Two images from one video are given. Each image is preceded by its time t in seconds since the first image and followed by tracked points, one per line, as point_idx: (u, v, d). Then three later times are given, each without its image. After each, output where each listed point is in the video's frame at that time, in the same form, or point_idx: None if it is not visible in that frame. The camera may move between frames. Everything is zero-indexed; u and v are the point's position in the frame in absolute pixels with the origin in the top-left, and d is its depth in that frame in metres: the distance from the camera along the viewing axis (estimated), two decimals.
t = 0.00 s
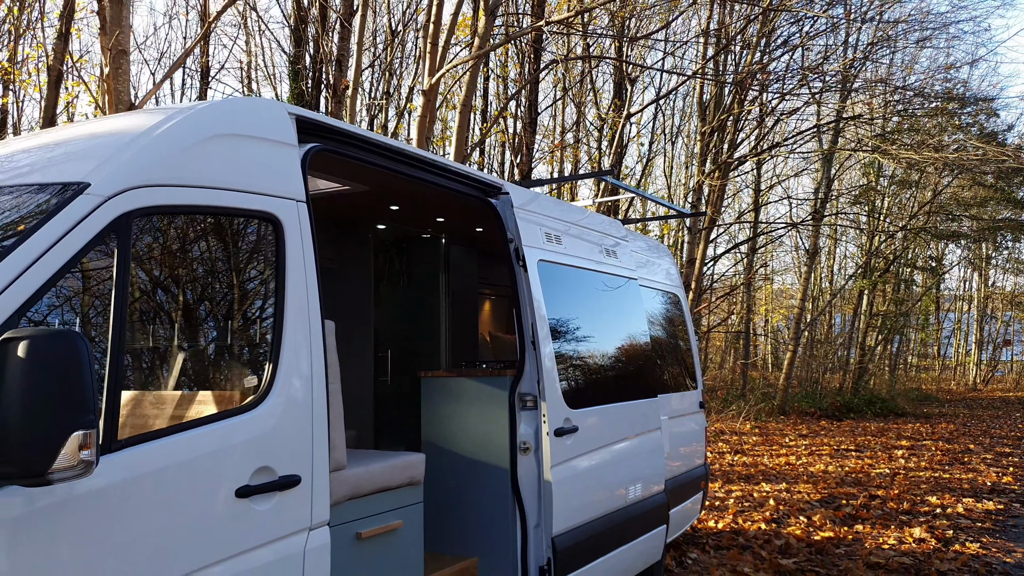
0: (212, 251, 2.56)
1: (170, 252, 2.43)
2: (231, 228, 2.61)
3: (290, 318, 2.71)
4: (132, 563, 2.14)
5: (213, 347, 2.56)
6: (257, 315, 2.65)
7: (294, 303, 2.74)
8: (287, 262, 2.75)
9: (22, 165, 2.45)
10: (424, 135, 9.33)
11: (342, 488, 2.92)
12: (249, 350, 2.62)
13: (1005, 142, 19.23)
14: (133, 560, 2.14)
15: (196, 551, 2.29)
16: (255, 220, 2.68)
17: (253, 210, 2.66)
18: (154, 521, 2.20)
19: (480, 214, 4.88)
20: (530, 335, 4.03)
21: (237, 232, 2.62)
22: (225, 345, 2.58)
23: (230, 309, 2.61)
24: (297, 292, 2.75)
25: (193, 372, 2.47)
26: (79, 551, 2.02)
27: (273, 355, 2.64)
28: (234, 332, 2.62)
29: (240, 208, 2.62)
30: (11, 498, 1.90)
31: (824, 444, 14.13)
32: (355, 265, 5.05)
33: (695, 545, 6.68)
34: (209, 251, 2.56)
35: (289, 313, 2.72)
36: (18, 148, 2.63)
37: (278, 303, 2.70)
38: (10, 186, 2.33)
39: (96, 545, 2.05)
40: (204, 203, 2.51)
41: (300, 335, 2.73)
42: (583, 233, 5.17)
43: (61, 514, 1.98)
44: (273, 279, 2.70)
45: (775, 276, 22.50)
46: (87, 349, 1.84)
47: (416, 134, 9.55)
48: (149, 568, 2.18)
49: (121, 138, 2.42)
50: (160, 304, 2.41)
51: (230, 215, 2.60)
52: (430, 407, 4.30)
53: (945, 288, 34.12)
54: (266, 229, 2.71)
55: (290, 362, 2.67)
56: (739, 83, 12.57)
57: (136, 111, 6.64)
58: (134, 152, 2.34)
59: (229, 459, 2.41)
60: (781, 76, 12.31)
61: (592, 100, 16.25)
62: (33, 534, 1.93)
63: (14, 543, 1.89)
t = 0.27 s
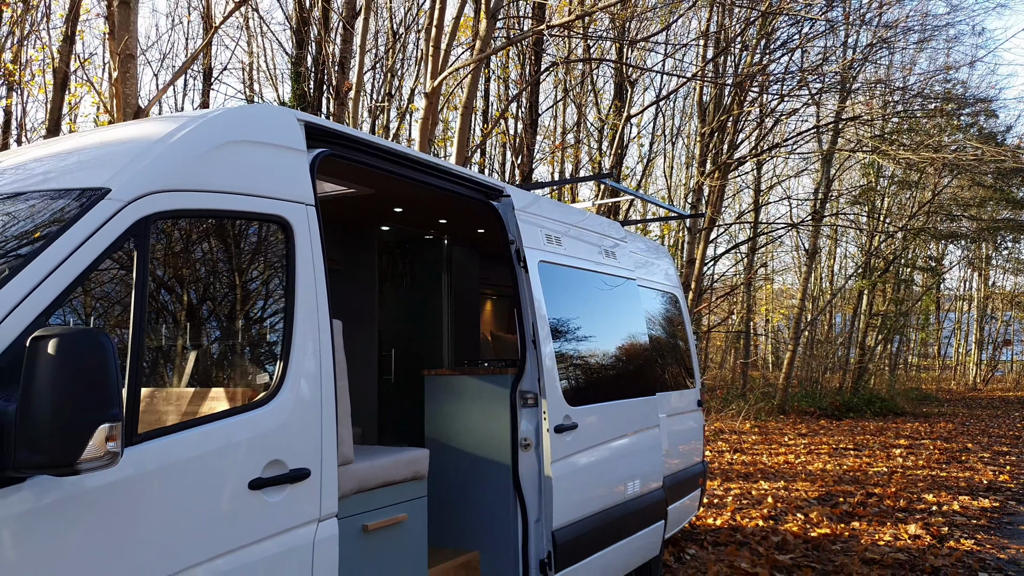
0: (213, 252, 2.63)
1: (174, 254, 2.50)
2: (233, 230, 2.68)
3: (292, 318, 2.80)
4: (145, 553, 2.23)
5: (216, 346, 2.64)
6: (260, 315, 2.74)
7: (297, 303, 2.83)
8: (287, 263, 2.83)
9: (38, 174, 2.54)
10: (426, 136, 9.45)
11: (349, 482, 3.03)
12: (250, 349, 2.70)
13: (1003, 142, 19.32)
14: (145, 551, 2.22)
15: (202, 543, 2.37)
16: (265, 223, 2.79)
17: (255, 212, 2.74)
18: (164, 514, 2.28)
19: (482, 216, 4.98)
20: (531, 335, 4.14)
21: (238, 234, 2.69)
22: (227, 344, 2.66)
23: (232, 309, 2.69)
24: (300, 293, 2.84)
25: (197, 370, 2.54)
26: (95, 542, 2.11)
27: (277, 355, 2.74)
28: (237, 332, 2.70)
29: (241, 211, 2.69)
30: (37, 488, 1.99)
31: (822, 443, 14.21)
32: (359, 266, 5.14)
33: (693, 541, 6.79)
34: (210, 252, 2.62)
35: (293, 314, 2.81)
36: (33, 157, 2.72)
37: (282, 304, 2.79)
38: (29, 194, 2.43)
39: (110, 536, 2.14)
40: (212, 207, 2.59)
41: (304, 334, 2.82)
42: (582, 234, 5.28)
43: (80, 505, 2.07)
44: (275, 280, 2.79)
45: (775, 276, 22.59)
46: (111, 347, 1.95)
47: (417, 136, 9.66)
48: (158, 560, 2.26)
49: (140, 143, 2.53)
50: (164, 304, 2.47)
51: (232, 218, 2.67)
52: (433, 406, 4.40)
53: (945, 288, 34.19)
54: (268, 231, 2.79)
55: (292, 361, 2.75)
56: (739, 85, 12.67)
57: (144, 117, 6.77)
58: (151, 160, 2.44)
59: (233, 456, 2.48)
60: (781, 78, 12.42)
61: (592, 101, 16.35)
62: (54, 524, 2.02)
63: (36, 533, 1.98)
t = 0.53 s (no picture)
0: (215, 252, 2.71)
1: (181, 253, 2.59)
2: (234, 230, 2.76)
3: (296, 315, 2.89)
4: (154, 542, 2.32)
5: (219, 345, 2.72)
6: (263, 313, 2.82)
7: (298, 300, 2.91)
8: (289, 262, 2.92)
9: (53, 179, 2.65)
10: (428, 137, 9.56)
11: (355, 474, 3.13)
12: (252, 346, 2.79)
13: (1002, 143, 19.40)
14: (153, 540, 2.31)
15: (206, 533, 2.46)
16: (273, 224, 2.89)
17: (256, 213, 2.82)
18: (171, 504, 2.37)
19: (483, 217, 5.09)
20: (531, 333, 4.26)
21: (240, 234, 2.78)
22: (230, 343, 2.75)
23: (235, 307, 2.78)
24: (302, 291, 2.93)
25: (205, 365, 2.63)
26: (106, 531, 2.20)
27: (280, 351, 2.82)
28: (239, 331, 2.78)
29: (242, 211, 2.77)
30: (58, 476, 2.10)
31: (821, 441, 14.31)
32: (362, 265, 5.25)
33: (691, 537, 6.90)
34: (212, 252, 2.70)
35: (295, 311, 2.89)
36: (48, 163, 2.83)
37: (285, 301, 2.88)
38: (43, 199, 2.55)
39: (123, 524, 2.24)
40: (218, 208, 2.69)
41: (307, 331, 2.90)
42: (582, 235, 5.39)
43: (95, 495, 2.17)
44: (278, 279, 2.88)
45: (775, 276, 22.69)
46: (132, 340, 2.06)
47: (419, 137, 9.77)
48: (165, 548, 2.35)
49: (157, 148, 2.64)
50: (168, 303, 2.53)
51: (233, 218, 2.75)
52: (434, 403, 4.50)
53: (946, 288, 34.25)
54: (271, 231, 2.88)
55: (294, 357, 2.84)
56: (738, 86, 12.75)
57: (151, 121, 6.92)
58: (165, 166, 2.54)
59: (238, 448, 2.57)
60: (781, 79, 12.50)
61: (593, 101, 16.45)
62: (72, 511, 2.12)
63: (53, 520, 2.07)
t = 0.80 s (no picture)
0: (219, 251, 2.76)
1: (197, 250, 2.68)
2: (235, 229, 2.82)
3: (299, 312, 2.98)
4: (166, 527, 2.41)
5: (222, 342, 2.75)
6: (264, 310, 2.90)
7: (298, 298, 3.00)
8: (290, 261, 3.00)
9: (68, 184, 2.75)
10: (429, 138, 9.68)
11: (361, 465, 3.24)
12: (254, 342, 2.84)
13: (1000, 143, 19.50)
14: (162, 526, 2.40)
15: (212, 522, 2.54)
16: (282, 223, 2.99)
17: (258, 212, 2.89)
18: (182, 493, 2.45)
19: (484, 217, 5.20)
20: (531, 330, 4.37)
21: (242, 233, 2.85)
22: (233, 340, 2.79)
23: (238, 305, 2.83)
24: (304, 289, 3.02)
25: (218, 358, 2.71)
26: (118, 518, 2.28)
27: (281, 348, 2.90)
28: (242, 329, 2.84)
29: (245, 210, 2.85)
30: (82, 463, 2.21)
31: (819, 439, 14.42)
32: (365, 264, 5.36)
33: (689, 531, 7.00)
34: (215, 252, 2.75)
35: (296, 309, 2.98)
36: (64, 166, 2.93)
37: (286, 299, 2.96)
38: (57, 204, 2.66)
39: (134, 511, 2.33)
40: (226, 208, 2.78)
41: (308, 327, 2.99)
42: (581, 234, 5.50)
43: (109, 482, 2.26)
44: (279, 278, 2.96)
45: (775, 275, 22.79)
46: (153, 336, 2.17)
47: (421, 138, 9.89)
48: (172, 535, 2.43)
49: (172, 149, 2.75)
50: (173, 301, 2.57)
51: (233, 218, 2.82)
52: (437, 398, 4.60)
53: (946, 288, 34.35)
54: (274, 231, 2.96)
55: (296, 353, 2.92)
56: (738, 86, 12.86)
57: (158, 124, 7.05)
58: (175, 169, 2.64)
59: (244, 440, 2.65)
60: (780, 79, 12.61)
61: (593, 102, 16.56)
62: (87, 498, 2.22)
63: (69, 507, 2.16)
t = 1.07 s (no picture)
0: (221, 251, 2.83)
1: (214, 251, 2.80)
2: (239, 230, 2.89)
3: (305, 312, 3.07)
4: (180, 518, 2.49)
5: (227, 340, 2.82)
6: (266, 310, 2.97)
7: (301, 298, 3.08)
8: (291, 261, 3.08)
9: (86, 190, 2.86)
10: (433, 140, 9.80)
11: (369, 459, 3.34)
12: (258, 341, 2.92)
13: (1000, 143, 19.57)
14: (175, 519, 2.47)
15: (222, 515, 2.61)
16: (293, 227, 3.10)
17: (270, 215, 3.00)
18: (195, 485, 2.53)
19: (487, 218, 5.30)
20: (533, 328, 4.48)
21: (243, 234, 2.91)
22: (237, 338, 2.86)
23: (241, 304, 2.90)
24: (309, 289, 3.11)
25: (230, 357, 2.81)
26: (133, 510, 2.36)
27: (283, 347, 2.98)
28: (246, 328, 2.92)
29: (256, 213, 2.95)
30: (103, 455, 2.31)
31: (818, 438, 14.53)
32: (371, 264, 5.48)
33: (688, 528, 7.11)
34: (219, 252, 2.82)
35: (298, 308, 3.06)
36: (83, 172, 3.04)
37: (287, 299, 3.04)
38: (73, 212, 2.75)
39: (149, 503, 2.41)
40: (236, 212, 2.87)
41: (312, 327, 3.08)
42: (582, 236, 5.61)
43: (125, 477, 2.34)
44: (281, 278, 3.04)
45: (776, 275, 22.90)
46: (175, 333, 2.28)
47: (424, 139, 10.01)
48: (184, 528, 2.50)
49: (189, 155, 2.87)
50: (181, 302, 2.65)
51: (238, 219, 2.88)
52: (443, 396, 4.73)
53: (947, 288, 34.42)
54: (281, 233, 3.05)
55: (298, 353, 3.00)
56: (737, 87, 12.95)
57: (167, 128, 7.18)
58: (189, 176, 2.74)
59: (253, 435, 2.72)
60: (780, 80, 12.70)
61: (595, 102, 16.67)
62: (103, 490, 2.29)
63: (87, 499, 2.25)
